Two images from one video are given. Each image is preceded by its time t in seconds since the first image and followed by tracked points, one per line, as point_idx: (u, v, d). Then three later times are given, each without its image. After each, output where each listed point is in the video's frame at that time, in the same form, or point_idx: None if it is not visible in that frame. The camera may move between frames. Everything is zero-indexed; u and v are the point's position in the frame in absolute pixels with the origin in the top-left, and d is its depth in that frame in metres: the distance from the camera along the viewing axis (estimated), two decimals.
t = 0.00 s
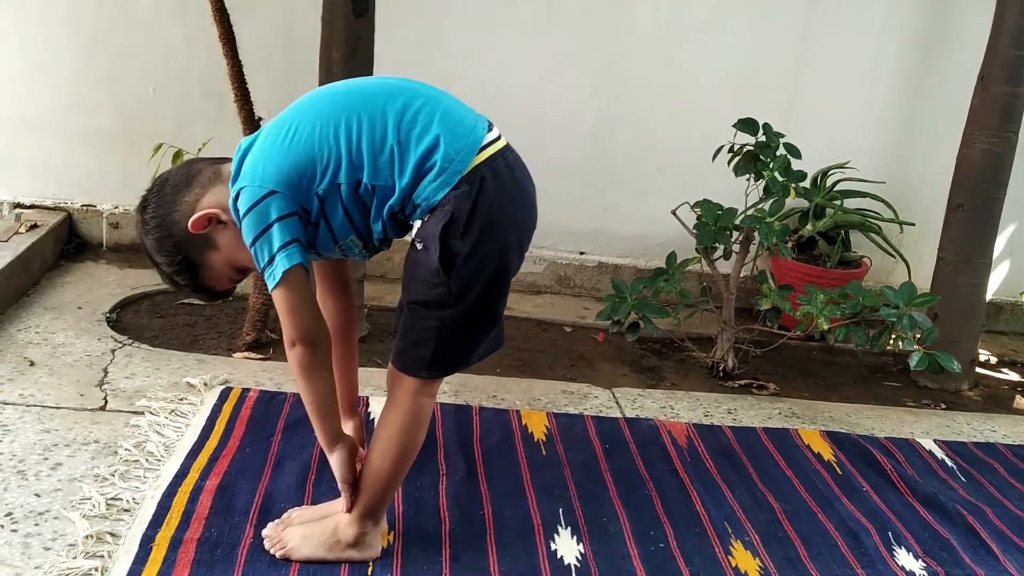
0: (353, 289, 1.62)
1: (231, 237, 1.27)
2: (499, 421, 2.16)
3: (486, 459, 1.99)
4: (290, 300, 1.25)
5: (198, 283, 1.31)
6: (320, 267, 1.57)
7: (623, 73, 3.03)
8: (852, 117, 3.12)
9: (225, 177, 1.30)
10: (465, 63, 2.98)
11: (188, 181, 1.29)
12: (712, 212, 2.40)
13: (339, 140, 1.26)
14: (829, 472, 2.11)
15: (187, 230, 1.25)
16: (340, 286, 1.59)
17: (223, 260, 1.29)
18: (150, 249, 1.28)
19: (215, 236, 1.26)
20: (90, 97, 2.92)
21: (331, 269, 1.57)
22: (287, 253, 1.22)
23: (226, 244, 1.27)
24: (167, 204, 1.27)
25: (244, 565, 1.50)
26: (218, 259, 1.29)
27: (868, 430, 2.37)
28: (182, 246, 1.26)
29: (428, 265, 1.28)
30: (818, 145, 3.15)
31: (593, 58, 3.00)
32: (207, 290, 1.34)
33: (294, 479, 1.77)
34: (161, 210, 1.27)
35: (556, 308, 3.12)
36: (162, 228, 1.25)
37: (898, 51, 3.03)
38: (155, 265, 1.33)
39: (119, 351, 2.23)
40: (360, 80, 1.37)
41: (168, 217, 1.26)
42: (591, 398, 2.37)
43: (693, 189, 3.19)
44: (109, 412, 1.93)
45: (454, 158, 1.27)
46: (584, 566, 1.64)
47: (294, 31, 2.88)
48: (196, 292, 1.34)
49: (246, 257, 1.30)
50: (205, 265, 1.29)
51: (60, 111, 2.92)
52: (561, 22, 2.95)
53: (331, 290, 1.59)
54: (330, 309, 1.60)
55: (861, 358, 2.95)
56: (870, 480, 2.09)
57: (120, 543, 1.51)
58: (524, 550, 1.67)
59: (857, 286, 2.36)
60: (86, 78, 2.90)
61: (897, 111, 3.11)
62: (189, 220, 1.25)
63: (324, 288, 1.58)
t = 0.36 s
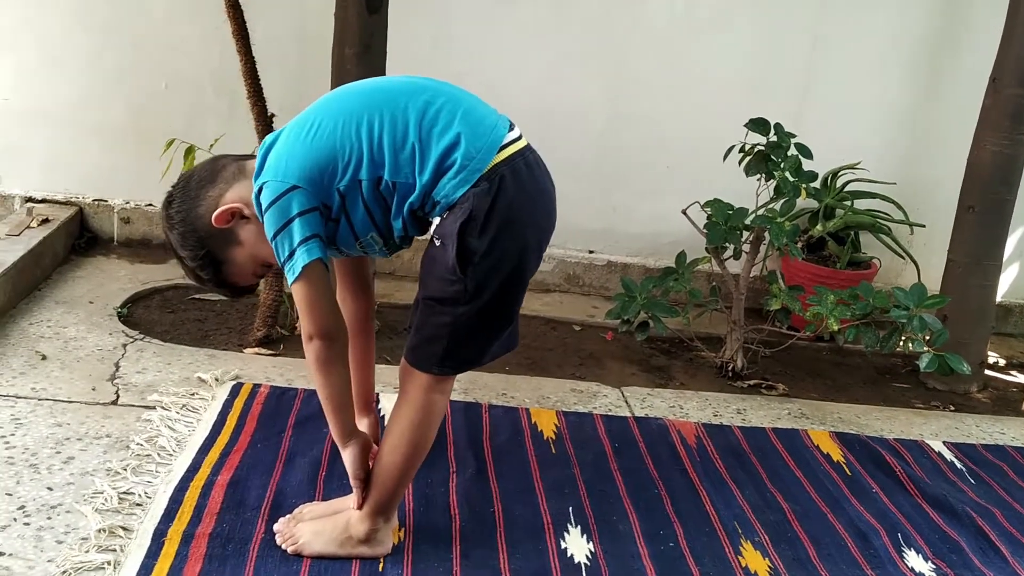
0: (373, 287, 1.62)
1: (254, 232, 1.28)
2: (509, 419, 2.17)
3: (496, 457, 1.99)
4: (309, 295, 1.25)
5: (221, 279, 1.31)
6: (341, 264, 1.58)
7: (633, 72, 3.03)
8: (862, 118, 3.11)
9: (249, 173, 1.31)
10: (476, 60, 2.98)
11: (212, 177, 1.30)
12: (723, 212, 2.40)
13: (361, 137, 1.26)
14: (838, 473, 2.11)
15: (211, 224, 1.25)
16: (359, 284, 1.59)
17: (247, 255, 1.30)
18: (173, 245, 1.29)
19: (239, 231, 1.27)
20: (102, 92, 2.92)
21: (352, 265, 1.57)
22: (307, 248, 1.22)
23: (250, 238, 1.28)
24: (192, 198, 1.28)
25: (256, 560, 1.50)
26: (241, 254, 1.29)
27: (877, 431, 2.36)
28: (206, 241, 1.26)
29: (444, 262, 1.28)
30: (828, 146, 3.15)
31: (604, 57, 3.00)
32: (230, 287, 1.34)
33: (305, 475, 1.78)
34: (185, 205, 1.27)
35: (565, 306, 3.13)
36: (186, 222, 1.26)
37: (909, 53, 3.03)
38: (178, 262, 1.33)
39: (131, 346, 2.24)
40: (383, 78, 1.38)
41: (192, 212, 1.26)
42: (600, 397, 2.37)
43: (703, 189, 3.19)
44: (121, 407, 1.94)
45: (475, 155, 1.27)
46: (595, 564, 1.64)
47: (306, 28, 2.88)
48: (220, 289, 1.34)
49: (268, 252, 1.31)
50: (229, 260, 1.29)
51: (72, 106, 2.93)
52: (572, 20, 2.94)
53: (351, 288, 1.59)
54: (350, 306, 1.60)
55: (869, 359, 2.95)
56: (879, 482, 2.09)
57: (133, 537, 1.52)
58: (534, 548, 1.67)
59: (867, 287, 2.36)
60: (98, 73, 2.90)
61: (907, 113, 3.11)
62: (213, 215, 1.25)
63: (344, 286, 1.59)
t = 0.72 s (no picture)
0: (378, 285, 1.62)
1: (263, 228, 1.27)
2: (513, 418, 2.16)
3: (500, 456, 1.98)
4: (310, 292, 1.24)
5: (238, 278, 1.31)
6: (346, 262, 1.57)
7: (638, 72, 3.02)
8: (868, 118, 3.10)
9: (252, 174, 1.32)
10: (482, 59, 2.97)
11: (215, 179, 1.30)
12: (728, 211, 2.38)
13: (367, 135, 1.26)
14: (844, 474, 2.10)
15: (218, 226, 1.26)
16: (363, 282, 1.59)
17: (258, 252, 1.29)
18: (190, 251, 1.30)
19: (247, 229, 1.26)
20: (106, 89, 2.92)
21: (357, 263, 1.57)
22: (310, 245, 1.21)
23: (259, 236, 1.27)
24: (198, 203, 1.28)
25: (259, 559, 1.50)
26: (253, 252, 1.28)
27: (883, 432, 2.35)
28: (216, 242, 1.26)
29: (450, 259, 1.28)
30: (834, 146, 3.14)
31: (610, 56, 2.99)
32: (249, 285, 1.33)
33: (308, 473, 1.77)
34: (193, 210, 1.28)
35: (569, 306, 3.12)
36: (195, 226, 1.27)
37: (916, 53, 3.02)
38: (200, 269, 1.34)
39: (134, 343, 2.23)
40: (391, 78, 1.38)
41: (200, 214, 1.27)
42: (604, 397, 2.37)
43: (708, 189, 3.18)
44: (124, 404, 1.93)
45: (481, 154, 1.26)
46: (599, 565, 1.64)
47: (311, 25, 2.88)
48: (240, 289, 1.33)
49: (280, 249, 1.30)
50: (241, 259, 1.28)
51: (77, 103, 2.93)
52: (578, 18, 2.94)
53: (355, 287, 1.59)
54: (353, 305, 1.60)
55: (875, 360, 2.94)
56: (885, 483, 2.08)
57: (136, 534, 1.51)
58: (538, 548, 1.66)
59: (873, 288, 2.35)
60: (103, 70, 2.90)
61: (913, 113, 3.10)
62: (219, 217, 1.26)
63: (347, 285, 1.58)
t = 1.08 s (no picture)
0: (378, 280, 1.61)
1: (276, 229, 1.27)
2: (515, 417, 2.16)
3: (502, 455, 1.98)
4: (304, 286, 1.24)
5: (263, 279, 1.32)
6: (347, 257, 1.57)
7: (639, 69, 3.02)
8: (869, 116, 3.10)
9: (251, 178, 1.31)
10: (483, 57, 2.97)
11: (214, 191, 1.30)
12: (729, 209, 2.38)
13: (361, 130, 1.25)
14: (846, 473, 2.10)
15: (232, 236, 1.25)
16: (363, 277, 1.58)
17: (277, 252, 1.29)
18: (210, 266, 1.30)
19: (262, 234, 1.26)
20: (106, 86, 2.92)
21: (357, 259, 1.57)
22: (301, 239, 1.21)
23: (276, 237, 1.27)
24: (203, 219, 1.28)
25: (262, 558, 1.49)
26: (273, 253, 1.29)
27: (885, 430, 2.35)
28: (236, 253, 1.27)
29: (444, 256, 1.27)
30: (836, 144, 3.14)
31: (611, 54, 2.99)
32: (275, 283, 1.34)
33: (310, 472, 1.77)
34: (201, 226, 1.28)
35: (570, 304, 3.12)
36: (210, 242, 1.27)
37: (917, 51, 3.02)
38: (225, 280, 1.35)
39: (136, 342, 2.23)
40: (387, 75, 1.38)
41: (211, 228, 1.27)
42: (606, 395, 2.37)
43: (709, 187, 3.18)
44: (126, 403, 1.93)
45: (475, 150, 1.26)
46: (602, 564, 1.64)
47: (312, 23, 2.87)
48: (267, 288, 1.35)
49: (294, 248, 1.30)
50: (261, 261, 1.29)
51: (76, 101, 2.92)
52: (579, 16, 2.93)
53: (356, 282, 1.58)
54: (354, 301, 1.60)
55: (876, 358, 2.95)
56: (888, 482, 2.08)
57: (138, 534, 1.51)
58: (540, 547, 1.66)
59: (875, 286, 2.35)
60: (103, 67, 2.89)
61: (914, 111, 3.10)
62: (231, 229, 1.25)
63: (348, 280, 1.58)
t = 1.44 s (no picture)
0: (380, 282, 1.56)
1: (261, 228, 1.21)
2: (521, 422, 2.10)
3: (507, 462, 1.92)
4: (297, 288, 1.19)
5: (240, 280, 1.26)
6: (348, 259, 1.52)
7: (647, 64, 2.95)
8: (882, 111, 3.03)
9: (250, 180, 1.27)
10: (487, 53, 2.91)
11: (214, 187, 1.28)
12: (741, 207, 2.31)
13: (353, 127, 1.21)
14: (860, 478, 2.04)
15: (217, 224, 1.22)
16: (363, 279, 1.53)
17: (259, 252, 1.23)
18: (190, 259, 1.26)
19: (245, 227, 1.22)
20: (105, 85, 2.87)
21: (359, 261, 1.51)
22: (293, 241, 1.16)
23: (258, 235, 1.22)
24: (196, 208, 1.26)
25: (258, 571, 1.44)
26: (254, 252, 1.23)
27: (901, 434, 2.29)
28: (216, 243, 1.22)
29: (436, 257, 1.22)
30: (848, 141, 3.07)
31: (618, 49, 2.93)
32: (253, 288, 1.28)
33: (309, 480, 1.72)
34: (193, 215, 1.26)
35: (577, 305, 3.06)
36: (195, 229, 1.23)
37: (931, 44, 2.95)
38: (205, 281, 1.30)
39: (133, 345, 2.19)
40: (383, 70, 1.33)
41: (201, 217, 1.24)
42: (614, 398, 2.31)
43: (718, 185, 3.12)
44: (121, 409, 1.88)
45: (469, 146, 1.20)
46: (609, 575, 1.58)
47: (314, 19, 2.82)
48: (243, 294, 1.28)
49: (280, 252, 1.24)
50: (241, 259, 1.23)
51: (75, 100, 2.88)
52: (585, 11, 2.87)
53: (356, 284, 1.53)
54: (354, 303, 1.54)
55: (890, 359, 2.88)
56: (904, 488, 2.02)
57: (131, 545, 1.46)
58: (546, 557, 1.61)
59: (890, 286, 2.29)
60: (101, 65, 2.85)
61: (928, 106, 3.03)
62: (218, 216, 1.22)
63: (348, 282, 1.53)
